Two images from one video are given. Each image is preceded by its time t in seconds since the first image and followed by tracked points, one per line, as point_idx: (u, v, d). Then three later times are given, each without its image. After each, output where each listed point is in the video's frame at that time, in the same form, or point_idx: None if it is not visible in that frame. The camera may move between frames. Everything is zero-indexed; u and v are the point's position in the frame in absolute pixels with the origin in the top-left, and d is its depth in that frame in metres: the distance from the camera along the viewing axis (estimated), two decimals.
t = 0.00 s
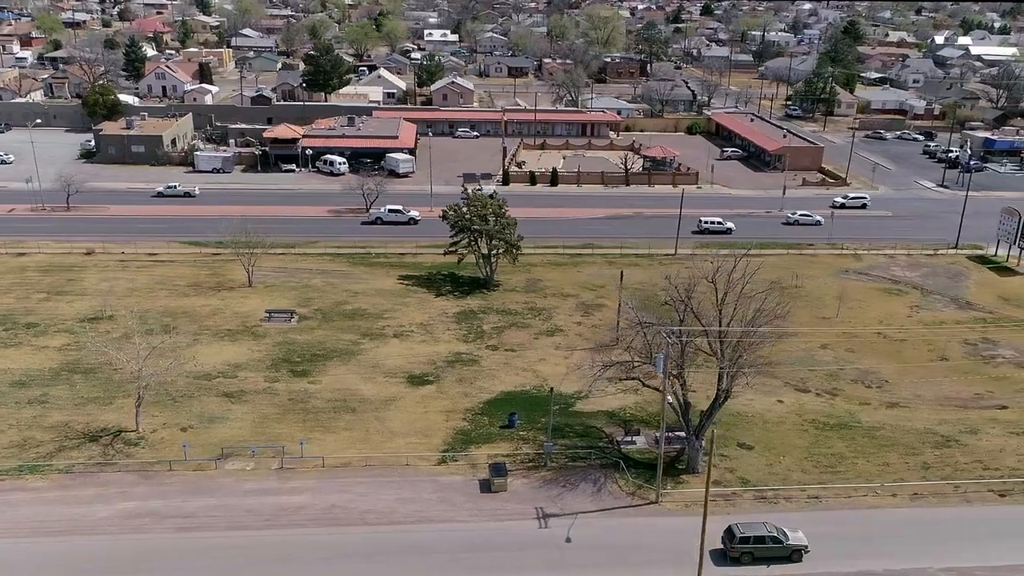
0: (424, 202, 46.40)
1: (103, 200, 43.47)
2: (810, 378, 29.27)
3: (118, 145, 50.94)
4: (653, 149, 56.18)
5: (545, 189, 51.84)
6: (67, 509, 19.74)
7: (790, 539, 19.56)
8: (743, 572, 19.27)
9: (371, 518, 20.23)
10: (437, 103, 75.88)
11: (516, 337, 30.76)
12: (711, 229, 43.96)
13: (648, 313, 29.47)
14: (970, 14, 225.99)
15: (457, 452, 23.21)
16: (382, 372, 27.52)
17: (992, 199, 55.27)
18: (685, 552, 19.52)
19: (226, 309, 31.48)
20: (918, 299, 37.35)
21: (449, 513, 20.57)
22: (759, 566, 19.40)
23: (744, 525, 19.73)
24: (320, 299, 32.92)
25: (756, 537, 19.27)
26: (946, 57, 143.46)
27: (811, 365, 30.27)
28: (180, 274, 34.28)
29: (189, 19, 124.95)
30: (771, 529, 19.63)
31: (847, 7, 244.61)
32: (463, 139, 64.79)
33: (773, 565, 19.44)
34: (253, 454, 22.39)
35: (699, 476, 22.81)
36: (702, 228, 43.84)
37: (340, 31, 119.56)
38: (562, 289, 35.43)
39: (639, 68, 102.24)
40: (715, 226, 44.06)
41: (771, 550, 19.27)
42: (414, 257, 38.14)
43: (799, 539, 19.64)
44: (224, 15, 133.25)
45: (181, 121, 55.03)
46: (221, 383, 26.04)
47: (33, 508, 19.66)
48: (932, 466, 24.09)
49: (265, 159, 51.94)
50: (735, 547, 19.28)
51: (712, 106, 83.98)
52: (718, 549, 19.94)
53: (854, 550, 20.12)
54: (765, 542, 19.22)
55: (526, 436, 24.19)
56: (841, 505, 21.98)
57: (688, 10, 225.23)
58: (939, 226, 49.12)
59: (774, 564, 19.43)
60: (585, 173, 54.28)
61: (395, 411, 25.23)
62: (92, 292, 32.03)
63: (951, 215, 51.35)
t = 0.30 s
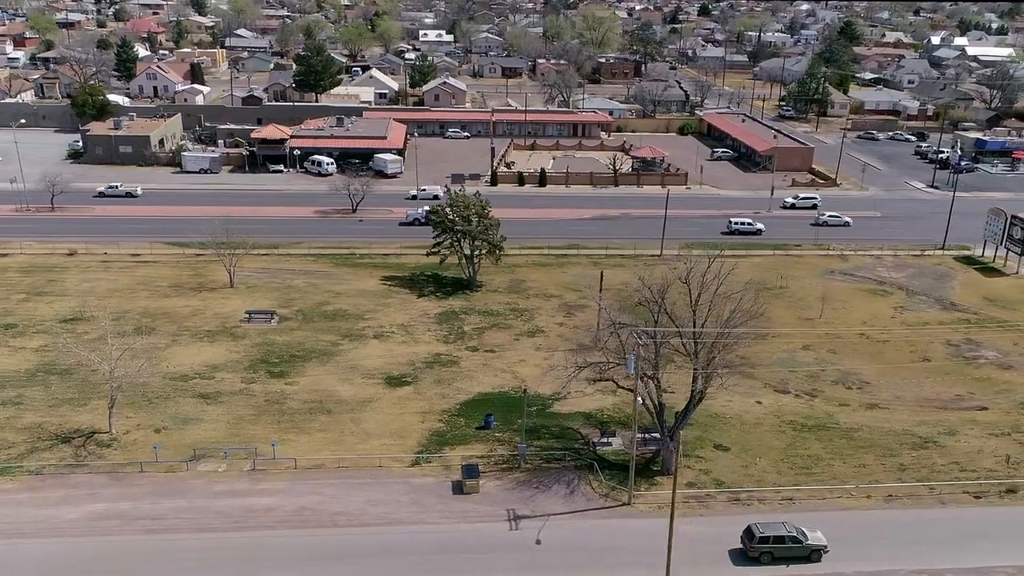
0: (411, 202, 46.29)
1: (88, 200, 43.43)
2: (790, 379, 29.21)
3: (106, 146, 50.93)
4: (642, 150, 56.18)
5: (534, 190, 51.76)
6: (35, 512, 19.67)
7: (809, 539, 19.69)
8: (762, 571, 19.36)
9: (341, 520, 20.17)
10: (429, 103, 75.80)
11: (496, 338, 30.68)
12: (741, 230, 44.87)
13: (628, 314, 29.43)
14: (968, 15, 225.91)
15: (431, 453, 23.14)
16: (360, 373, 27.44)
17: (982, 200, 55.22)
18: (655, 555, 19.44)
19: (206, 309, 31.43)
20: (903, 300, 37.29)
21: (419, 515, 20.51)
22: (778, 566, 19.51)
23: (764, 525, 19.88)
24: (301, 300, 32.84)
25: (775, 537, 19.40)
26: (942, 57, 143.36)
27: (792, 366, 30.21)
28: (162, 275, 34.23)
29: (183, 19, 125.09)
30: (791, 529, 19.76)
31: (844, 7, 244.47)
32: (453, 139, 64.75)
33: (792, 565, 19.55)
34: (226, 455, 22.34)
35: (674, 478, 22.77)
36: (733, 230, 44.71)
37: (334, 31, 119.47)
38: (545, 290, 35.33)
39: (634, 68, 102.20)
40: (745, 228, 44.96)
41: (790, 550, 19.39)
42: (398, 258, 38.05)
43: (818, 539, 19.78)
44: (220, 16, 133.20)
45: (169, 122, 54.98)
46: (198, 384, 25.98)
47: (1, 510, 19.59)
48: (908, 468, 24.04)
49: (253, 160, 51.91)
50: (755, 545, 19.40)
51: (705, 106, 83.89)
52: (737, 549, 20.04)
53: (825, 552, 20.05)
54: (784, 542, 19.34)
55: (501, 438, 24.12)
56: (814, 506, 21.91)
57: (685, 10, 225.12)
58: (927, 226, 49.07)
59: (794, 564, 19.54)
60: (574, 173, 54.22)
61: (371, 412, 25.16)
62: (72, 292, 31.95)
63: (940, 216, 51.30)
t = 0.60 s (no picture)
0: (397, 203, 46.21)
1: (72, 201, 43.38)
2: (769, 381, 29.13)
3: (93, 146, 50.86)
4: (632, 150, 56.23)
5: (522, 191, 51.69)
6: (1, 514, 19.60)
7: (828, 540, 19.74)
8: (781, 572, 19.41)
9: (310, 522, 20.08)
10: (421, 104, 75.76)
11: (476, 339, 30.59)
12: (771, 231, 45.51)
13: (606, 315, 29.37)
14: (966, 15, 225.91)
15: (404, 455, 23.04)
16: (338, 375, 27.36)
17: (971, 201, 55.15)
18: (624, 558, 19.34)
19: (185, 311, 31.35)
20: (887, 301, 37.24)
21: (388, 518, 20.41)
22: (798, 566, 19.57)
23: (782, 526, 19.93)
24: (282, 301, 32.78)
25: (794, 538, 19.45)
26: (937, 58, 143.25)
27: (773, 367, 30.13)
28: (144, 276, 34.19)
29: (177, 19, 125.25)
30: (809, 530, 19.79)
31: (841, 7, 244.43)
32: (443, 140, 64.72)
33: (811, 565, 19.62)
34: (197, 457, 22.24)
35: (647, 480, 22.73)
36: (762, 231, 45.37)
37: (329, 31, 119.44)
38: (527, 291, 35.25)
39: (628, 69, 102.20)
40: (774, 229, 45.60)
41: (810, 550, 19.46)
42: (381, 259, 37.99)
43: (837, 539, 19.83)
44: (214, 16, 133.22)
45: (157, 122, 54.94)
46: (173, 386, 25.90)
47: None
48: (884, 470, 23.97)
49: (241, 161, 51.78)
50: (774, 546, 19.48)
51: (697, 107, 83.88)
52: (757, 550, 20.09)
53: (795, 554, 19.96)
54: (804, 543, 19.40)
55: (476, 440, 24.01)
56: (788, 508, 21.82)
57: (682, 11, 225.15)
58: (915, 227, 49.05)
59: (813, 564, 19.58)
60: (562, 174, 54.16)
61: (346, 414, 25.08)
62: (51, 293, 31.89)
63: (928, 217, 51.29)
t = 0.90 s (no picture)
0: (383, 203, 46.15)
1: (57, 202, 43.36)
2: (748, 382, 29.05)
3: (80, 147, 50.80)
4: (621, 151, 56.24)
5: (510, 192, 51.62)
6: None
7: (846, 540, 19.83)
8: (801, 572, 19.48)
9: (279, 525, 20.02)
10: (413, 104, 75.68)
11: (455, 340, 30.51)
12: (800, 232, 45.80)
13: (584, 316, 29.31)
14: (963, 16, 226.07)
15: (377, 457, 22.98)
16: (315, 376, 27.28)
17: (961, 202, 55.09)
18: (593, 560, 19.27)
19: (165, 312, 31.27)
20: (871, 302, 37.18)
21: (358, 520, 20.34)
22: (816, 566, 19.64)
23: (800, 526, 20.00)
24: (263, 302, 32.69)
25: (813, 537, 19.52)
26: (933, 58, 143.19)
27: (753, 368, 30.06)
28: (125, 276, 34.13)
29: (172, 20, 125.41)
30: (828, 529, 19.88)
31: (839, 8, 244.54)
32: (433, 141, 64.69)
33: (829, 565, 19.70)
34: (169, 459, 22.18)
35: (621, 481, 22.66)
36: (792, 232, 45.75)
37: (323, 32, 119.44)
38: (510, 292, 35.16)
39: (622, 69, 102.21)
40: (803, 229, 45.93)
41: (828, 551, 19.53)
42: (365, 260, 37.94)
43: (855, 539, 19.92)
44: (209, 16, 133.23)
45: (146, 123, 54.91)
46: (148, 388, 25.82)
47: None
48: (859, 471, 23.91)
49: (228, 161, 51.70)
50: (793, 545, 19.53)
51: (690, 107, 83.86)
52: (774, 549, 20.16)
53: (766, 556, 19.90)
54: (822, 543, 19.46)
55: (450, 441, 23.94)
56: (761, 510, 21.75)
57: (679, 11, 225.34)
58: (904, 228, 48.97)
59: (832, 564, 19.65)
60: (551, 175, 54.08)
61: (321, 415, 25.01)
62: (30, 293, 31.81)
63: (917, 217, 51.21)
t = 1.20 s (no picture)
0: (369, 204, 46.07)
1: (42, 203, 43.29)
2: (727, 383, 28.97)
3: (67, 148, 50.70)
4: (609, 152, 56.20)
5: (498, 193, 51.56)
6: None
7: (865, 539, 19.93)
8: (821, 572, 19.57)
9: (248, 527, 19.93)
10: (405, 105, 75.59)
11: (435, 342, 30.41)
12: (828, 233, 46.28)
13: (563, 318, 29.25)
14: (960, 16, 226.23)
15: (350, 459, 22.90)
16: (292, 378, 27.19)
17: (950, 202, 55.03)
18: (561, 563, 19.17)
19: (145, 313, 31.17)
20: (855, 303, 37.11)
21: (327, 523, 20.25)
22: (835, 566, 19.73)
23: (819, 526, 20.10)
24: (243, 303, 32.59)
25: (832, 537, 19.61)
26: (928, 59, 143.09)
27: (733, 370, 29.97)
28: (106, 278, 34.04)
29: (167, 21, 125.50)
30: (846, 529, 19.98)
31: (837, 9, 244.62)
32: (423, 142, 64.66)
33: (847, 565, 19.79)
34: (140, 461, 22.09)
35: (594, 483, 22.59)
36: (820, 233, 46.18)
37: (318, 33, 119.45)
38: (492, 293, 35.06)
39: (616, 70, 102.20)
40: (831, 229, 46.41)
41: (846, 551, 19.63)
42: (348, 261, 37.85)
43: (874, 539, 20.01)
44: (203, 16, 133.27)
45: (134, 124, 54.84)
46: (123, 389, 25.73)
47: None
48: (835, 473, 23.82)
49: (215, 162, 51.63)
50: (812, 546, 19.62)
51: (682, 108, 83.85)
52: (793, 550, 20.27)
53: (738, 559, 19.82)
54: (841, 543, 19.57)
55: (424, 443, 23.85)
56: (734, 512, 21.67)
57: (676, 12, 225.42)
58: (892, 229, 48.88)
59: (851, 564, 19.76)
60: (539, 176, 53.98)
61: (295, 417, 24.92)
62: (9, 294, 31.72)
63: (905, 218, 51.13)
